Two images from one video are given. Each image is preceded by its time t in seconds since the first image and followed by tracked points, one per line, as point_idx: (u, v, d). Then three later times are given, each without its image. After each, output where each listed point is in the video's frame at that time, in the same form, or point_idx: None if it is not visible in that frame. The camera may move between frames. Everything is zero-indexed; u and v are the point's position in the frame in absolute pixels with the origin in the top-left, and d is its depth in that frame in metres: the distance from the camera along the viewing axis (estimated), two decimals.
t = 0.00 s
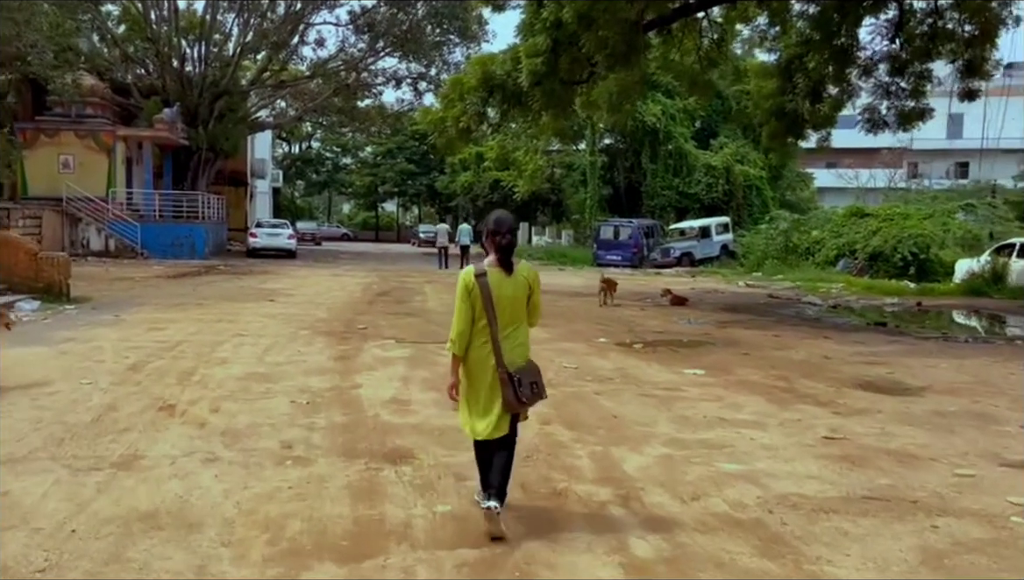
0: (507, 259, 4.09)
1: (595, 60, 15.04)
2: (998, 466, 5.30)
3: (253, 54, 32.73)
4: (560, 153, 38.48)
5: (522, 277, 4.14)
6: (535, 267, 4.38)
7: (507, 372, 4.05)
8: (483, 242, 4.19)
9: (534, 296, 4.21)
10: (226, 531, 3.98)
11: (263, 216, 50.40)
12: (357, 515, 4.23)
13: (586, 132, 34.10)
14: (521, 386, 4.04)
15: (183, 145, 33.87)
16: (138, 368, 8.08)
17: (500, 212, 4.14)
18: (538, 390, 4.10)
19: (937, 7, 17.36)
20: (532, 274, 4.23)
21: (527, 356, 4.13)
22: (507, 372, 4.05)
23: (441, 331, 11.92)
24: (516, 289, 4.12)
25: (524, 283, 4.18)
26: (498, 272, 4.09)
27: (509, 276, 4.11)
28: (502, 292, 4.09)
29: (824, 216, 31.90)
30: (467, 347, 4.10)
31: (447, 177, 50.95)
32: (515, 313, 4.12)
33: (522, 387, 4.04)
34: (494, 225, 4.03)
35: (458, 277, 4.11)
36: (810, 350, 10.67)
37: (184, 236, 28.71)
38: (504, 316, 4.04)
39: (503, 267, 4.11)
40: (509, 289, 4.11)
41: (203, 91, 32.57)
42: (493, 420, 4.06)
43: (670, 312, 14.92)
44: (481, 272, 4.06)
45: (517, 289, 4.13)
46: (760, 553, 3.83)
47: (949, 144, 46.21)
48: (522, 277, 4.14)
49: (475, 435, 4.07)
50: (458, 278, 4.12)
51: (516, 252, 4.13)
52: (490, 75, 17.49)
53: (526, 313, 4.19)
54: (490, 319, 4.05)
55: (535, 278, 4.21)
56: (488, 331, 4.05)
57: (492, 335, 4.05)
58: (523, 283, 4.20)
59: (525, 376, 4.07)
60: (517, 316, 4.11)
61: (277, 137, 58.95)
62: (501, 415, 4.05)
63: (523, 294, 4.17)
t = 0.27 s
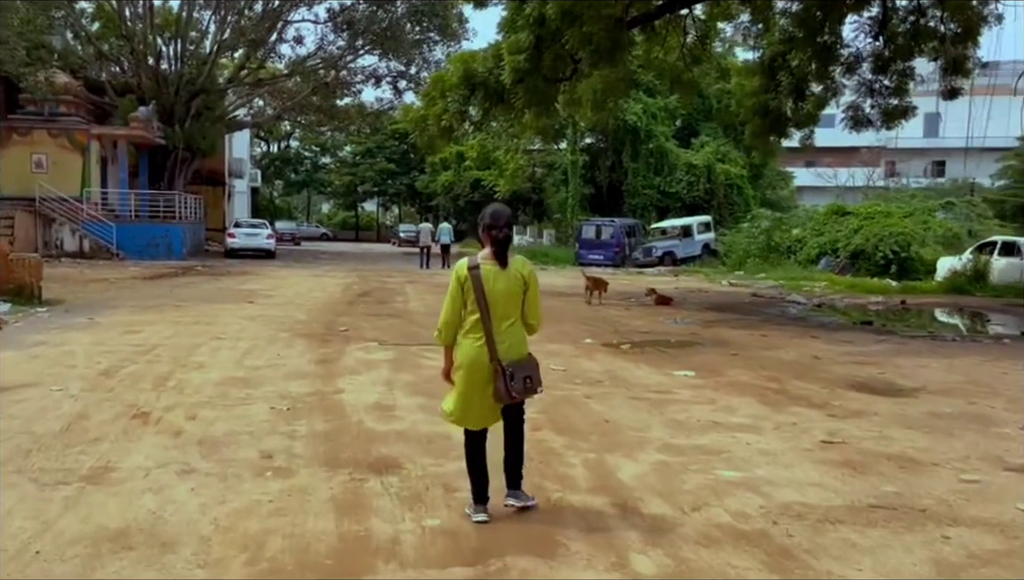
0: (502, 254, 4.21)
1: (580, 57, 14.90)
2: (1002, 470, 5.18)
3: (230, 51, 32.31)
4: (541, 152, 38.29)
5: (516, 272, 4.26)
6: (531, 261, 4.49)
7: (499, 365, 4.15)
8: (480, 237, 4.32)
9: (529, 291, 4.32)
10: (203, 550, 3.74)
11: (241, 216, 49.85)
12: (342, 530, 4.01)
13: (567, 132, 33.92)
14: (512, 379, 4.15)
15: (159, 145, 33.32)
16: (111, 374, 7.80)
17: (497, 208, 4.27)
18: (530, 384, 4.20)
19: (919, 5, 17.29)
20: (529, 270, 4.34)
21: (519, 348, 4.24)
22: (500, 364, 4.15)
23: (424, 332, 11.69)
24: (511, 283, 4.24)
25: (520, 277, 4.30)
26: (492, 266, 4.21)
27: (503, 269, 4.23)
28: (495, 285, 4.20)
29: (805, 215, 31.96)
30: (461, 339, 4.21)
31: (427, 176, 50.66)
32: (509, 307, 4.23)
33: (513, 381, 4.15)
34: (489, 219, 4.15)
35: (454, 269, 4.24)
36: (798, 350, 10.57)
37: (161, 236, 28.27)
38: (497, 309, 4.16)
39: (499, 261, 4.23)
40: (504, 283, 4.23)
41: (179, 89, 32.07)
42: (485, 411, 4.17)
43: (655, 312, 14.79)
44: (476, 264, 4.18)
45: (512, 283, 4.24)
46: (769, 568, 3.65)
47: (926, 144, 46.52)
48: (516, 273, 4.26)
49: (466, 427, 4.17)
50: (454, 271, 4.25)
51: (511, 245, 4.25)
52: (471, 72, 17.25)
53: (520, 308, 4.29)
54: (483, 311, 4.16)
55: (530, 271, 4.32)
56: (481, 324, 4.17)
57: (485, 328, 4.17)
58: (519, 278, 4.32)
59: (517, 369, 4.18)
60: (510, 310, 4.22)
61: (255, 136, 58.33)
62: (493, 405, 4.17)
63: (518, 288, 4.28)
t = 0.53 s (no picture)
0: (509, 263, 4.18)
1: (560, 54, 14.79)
2: (1002, 476, 5.07)
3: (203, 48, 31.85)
4: (520, 151, 38.11)
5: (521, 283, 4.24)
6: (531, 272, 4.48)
7: (500, 376, 4.12)
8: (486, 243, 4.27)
9: (531, 301, 4.30)
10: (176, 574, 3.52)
11: (216, 215, 49.28)
12: (325, 550, 3.80)
13: (545, 131, 33.75)
14: (512, 391, 4.13)
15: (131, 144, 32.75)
16: (81, 381, 7.52)
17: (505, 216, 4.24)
18: (529, 395, 4.20)
19: (898, 3, 17.16)
20: (533, 279, 4.33)
21: (520, 359, 4.22)
22: (500, 375, 4.13)
23: (404, 334, 11.46)
24: (514, 293, 4.21)
25: (523, 286, 4.28)
26: (498, 275, 4.18)
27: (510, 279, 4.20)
28: (500, 295, 4.17)
29: (784, 214, 32.04)
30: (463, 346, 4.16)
31: (405, 175, 50.31)
32: (512, 317, 4.20)
33: (513, 392, 4.14)
34: (497, 228, 4.12)
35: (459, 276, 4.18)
36: (784, 350, 10.47)
37: (134, 237, 27.79)
38: (502, 318, 4.12)
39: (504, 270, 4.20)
40: (508, 292, 4.20)
41: (151, 87, 31.56)
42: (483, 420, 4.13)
43: (638, 311, 14.66)
44: (482, 272, 4.14)
45: (516, 293, 4.22)
46: None
47: (901, 142, 46.85)
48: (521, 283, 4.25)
49: (463, 436, 4.12)
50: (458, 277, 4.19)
51: (516, 255, 4.22)
52: (450, 70, 17.02)
53: (522, 319, 4.28)
54: (487, 321, 4.11)
55: (534, 281, 4.31)
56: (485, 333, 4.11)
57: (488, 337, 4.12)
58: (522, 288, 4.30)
59: (517, 379, 4.16)
60: (513, 321, 4.20)
61: (230, 135, 57.69)
62: (491, 416, 4.14)
63: (522, 298, 4.26)
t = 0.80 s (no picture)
0: (517, 259, 4.36)
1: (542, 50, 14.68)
2: (1004, 481, 4.94)
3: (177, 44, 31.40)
4: (498, 149, 37.90)
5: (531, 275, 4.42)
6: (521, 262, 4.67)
7: (527, 369, 4.33)
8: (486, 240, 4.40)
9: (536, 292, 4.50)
10: None
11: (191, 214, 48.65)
12: (308, 572, 3.58)
13: (524, 128, 33.54)
14: (539, 382, 4.36)
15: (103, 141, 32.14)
16: (49, 389, 7.23)
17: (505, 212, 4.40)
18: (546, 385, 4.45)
19: None
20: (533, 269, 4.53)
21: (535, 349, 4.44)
22: (528, 369, 4.33)
23: (385, 335, 11.22)
24: (527, 287, 4.38)
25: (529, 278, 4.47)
26: (512, 271, 4.33)
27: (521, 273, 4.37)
28: (515, 290, 4.34)
29: (763, 211, 32.08)
30: (481, 345, 4.28)
31: (382, 173, 49.94)
32: (522, 310, 4.39)
33: (539, 383, 4.37)
34: (506, 226, 4.28)
35: (469, 275, 4.27)
36: (771, 350, 10.35)
37: (106, 236, 27.31)
38: (521, 312, 4.31)
39: (514, 265, 4.35)
40: (521, 287, 4.37)
41: (124, 83, 31.05)
42: (512, 413, 4.31)
43: (621, 310, 14.50)
44: (496, 270, 4.28)
45: (528, 287, 4.40)
46: None
47: (878, 139, 47.13)
48: (532, 276, 4.42)
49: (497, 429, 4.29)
50: (467, 277, 4.28)
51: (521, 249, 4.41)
52: (430, 66, 16.76)
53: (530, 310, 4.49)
54: (509, 317, 4.28)
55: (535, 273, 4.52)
56: (509, 329, 4.28)
57: (511, 332, 4.29)
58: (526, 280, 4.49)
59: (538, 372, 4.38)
60: (525, 313, 4.39)
61: (205, 133, 57.01)
62: (521, 408, 4.34)
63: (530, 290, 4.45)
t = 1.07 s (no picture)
0: (513, 263, 4.18)
1: (527, 47, 14.69)
2: (1010, 487, 4.82)
3: (152, 41, 30.96)
4: (479, 147, 37.69)
5: (527, 280, 4.24)
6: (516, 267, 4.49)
7: (526, 377, 4.14)
8: (480, 244, 4.22)
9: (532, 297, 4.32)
10: None
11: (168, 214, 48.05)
12: None
13: (505, 127, 33.34)
14: (538, 389, 4.17)
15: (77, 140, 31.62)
16: (22, 398, 6.97)
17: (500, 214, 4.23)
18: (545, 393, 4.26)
19: None
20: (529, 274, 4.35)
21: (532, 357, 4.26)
22: (526, 376, 4.14)
23: (369, 338, 10.99)
24: (523, 292, 4.20)
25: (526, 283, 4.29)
26: (507, 275, 4.15)
27: (517, 277, 4.19)
28: (512, 295, 4.15)
29: (744, 209, 32.10)
30: (476, 352, 4.09)
31: (362, 171, 49.58)
32: (518, 316, 4.20)
33: (538, 391, 4.18)
34: (500, 228, 4.11)
35: (462, 280, 4.09)
36: (761, 350, 10.23)
37: (81, 236, 26.85)
38: (518, 318, 4.13)
39: (510, 269, 4.17)
40: (518, 291, 4.19)
41: (98, 81, 30.55)
42: (510, 423, 4.12)
43: (607, 310, 14.35)
44: (492, 275, 4.10)
45: (525, 292, 4.22)
46: None
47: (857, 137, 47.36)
48: (528, 281, 4.25)
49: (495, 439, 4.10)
50: (461, 282, 4.09)
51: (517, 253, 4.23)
52: (411, 63, 16.53)
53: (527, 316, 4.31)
54: (505, 322, 4.09)
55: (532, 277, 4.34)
56: (505, 334, 4.10)
57: (508, 338, 4.11)
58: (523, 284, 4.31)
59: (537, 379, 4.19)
60: (521, 320, 4.21)
61: (181, 131, 56.36)
62: (520, 417, 4.15)
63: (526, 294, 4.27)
